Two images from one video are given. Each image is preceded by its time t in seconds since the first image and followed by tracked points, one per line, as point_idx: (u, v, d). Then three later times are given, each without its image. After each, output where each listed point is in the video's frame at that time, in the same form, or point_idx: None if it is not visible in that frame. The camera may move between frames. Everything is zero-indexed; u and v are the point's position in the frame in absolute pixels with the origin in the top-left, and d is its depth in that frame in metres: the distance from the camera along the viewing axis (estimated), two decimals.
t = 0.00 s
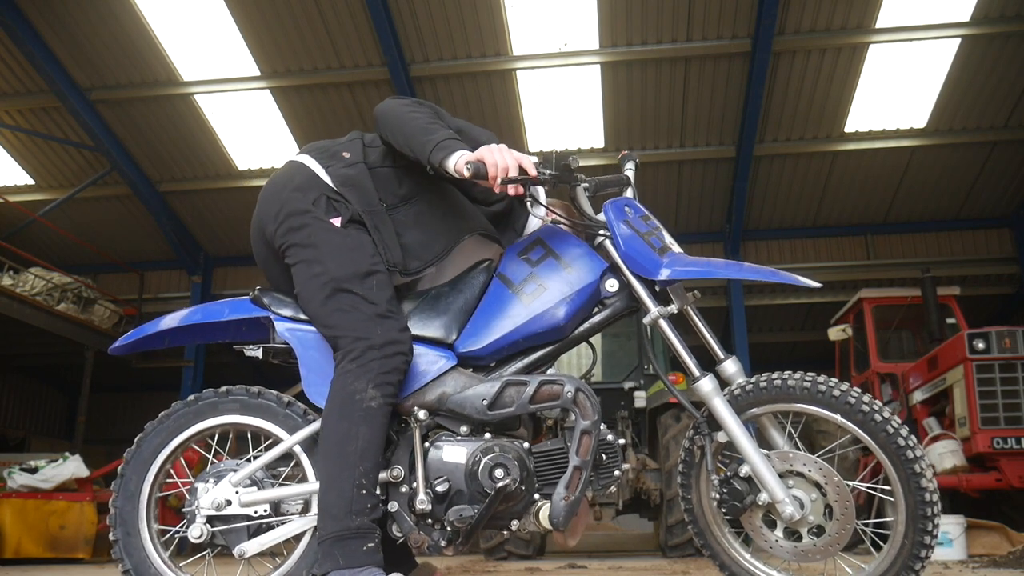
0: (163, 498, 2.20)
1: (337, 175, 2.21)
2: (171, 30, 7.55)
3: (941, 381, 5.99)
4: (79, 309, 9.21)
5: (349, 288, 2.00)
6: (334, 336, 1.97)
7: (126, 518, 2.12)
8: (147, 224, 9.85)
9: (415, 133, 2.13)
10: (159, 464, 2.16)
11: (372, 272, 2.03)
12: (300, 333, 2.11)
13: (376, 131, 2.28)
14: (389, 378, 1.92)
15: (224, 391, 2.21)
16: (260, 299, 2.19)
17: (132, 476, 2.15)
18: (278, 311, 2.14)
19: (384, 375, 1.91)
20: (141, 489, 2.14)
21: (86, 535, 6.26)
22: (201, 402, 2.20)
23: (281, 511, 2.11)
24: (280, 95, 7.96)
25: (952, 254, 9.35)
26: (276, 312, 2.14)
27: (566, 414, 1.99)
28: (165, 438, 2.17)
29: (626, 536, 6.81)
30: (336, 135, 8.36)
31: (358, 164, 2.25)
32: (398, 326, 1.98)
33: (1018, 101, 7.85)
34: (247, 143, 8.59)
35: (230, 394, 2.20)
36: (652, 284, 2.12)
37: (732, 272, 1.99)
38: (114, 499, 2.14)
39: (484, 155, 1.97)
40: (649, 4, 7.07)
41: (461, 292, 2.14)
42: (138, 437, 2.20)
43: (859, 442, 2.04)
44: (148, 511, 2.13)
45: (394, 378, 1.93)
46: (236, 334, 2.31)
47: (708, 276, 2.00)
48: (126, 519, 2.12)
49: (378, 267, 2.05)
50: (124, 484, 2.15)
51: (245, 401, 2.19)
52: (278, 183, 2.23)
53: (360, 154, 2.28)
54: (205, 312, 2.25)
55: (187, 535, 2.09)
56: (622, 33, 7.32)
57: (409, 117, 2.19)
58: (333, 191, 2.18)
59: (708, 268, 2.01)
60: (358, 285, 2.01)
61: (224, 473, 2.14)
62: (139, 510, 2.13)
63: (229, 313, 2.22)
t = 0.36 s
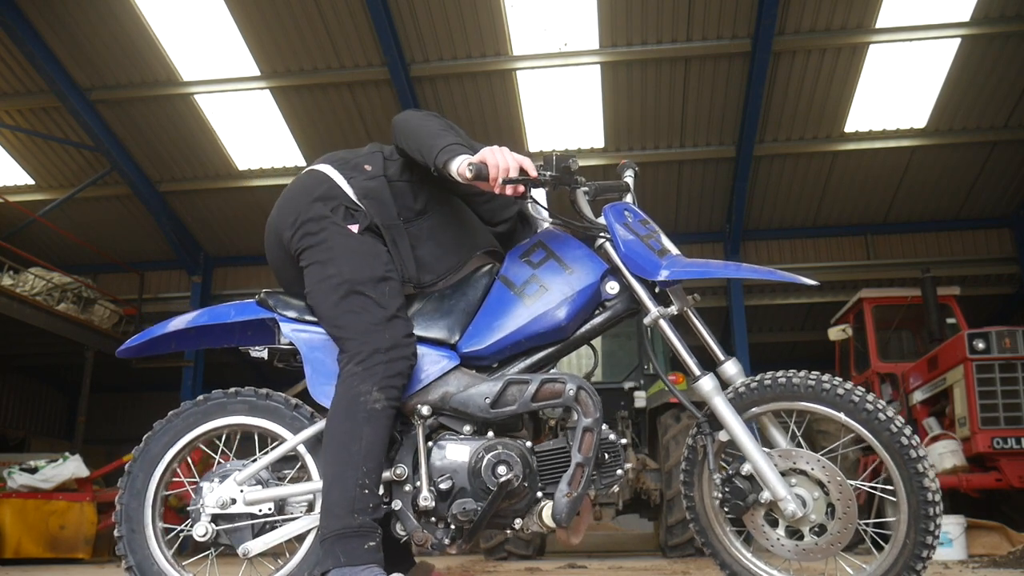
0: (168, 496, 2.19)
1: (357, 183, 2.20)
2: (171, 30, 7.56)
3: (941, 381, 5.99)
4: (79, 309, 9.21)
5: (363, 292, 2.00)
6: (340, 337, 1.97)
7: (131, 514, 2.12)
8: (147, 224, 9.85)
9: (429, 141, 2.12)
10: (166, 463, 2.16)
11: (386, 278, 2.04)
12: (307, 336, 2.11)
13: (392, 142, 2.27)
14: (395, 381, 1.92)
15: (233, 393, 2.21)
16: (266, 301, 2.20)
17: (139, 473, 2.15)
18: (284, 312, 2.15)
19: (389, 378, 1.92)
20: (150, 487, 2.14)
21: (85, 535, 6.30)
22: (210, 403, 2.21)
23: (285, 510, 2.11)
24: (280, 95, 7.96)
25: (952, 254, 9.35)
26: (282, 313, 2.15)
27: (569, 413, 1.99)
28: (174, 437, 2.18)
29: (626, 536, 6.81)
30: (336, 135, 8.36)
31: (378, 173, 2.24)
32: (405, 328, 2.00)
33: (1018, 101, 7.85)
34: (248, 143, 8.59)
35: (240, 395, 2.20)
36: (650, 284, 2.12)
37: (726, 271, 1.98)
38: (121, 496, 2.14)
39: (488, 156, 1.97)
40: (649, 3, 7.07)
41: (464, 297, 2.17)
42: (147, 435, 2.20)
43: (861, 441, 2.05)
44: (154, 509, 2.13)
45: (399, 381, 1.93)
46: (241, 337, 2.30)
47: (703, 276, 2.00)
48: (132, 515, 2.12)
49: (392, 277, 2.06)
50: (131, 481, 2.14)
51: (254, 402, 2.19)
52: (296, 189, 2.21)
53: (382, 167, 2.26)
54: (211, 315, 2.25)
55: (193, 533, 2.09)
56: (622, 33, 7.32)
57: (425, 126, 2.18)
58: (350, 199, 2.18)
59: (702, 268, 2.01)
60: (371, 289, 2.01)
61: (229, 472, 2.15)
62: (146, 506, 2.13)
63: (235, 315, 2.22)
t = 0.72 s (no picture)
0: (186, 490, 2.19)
1: (343, 192, 2.19)
2: (171, 30, 7.56)
3: (942, 381, 5.99)
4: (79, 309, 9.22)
5: (369, 302, 2.00)
6: (357, 347, 1.97)
7: (149, 502, 2.12)
8: (148, 224, 9.84)
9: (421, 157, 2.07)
10: (189, 456, 2.16)
11: (390, 285, 2.04)
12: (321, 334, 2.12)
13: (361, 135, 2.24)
14: (413, 384, 1.93)
15: (261, 394, 2.22)
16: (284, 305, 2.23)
17: (162, 462, 2.16)
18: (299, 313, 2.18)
19: (409, 384, 1.93)
20: (170, 479, 2.14)
21: (85, 535, 6.35)
22: (237, 402, 2.21)
23: (300, 509, 2.11)
24: (280, 95, 7.96)
25: (952, 254, 9.34)
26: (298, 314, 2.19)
27: (580, 412, 2.01)
28: (196, 432, 2.18)
29: (626, 536, 6.81)
30: (336, 135, 8.35)
31: (361, 176, 2.22)
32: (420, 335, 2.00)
33: (1018, 101, 7.86)
34: (248, 143, 8.59)
35: (267, 396, 2.21)
36: (658, 286, 2.13)
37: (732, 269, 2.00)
38: (141, 483, 2.14)
39: (498, 159, 2.00)
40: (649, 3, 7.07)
41: (477, 300, 2.17)
42: (171, 427, 2.21)
43: (880, 443, 2.05)
44: (172, 500, 2.13)
45: (418, 386, 1.94)
46: (258, 340, 2.34)
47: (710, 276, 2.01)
48: (148, 503, 2.12)
49: (395, 278, 2.06)
50: (153, 470, 2.15)
51: (280, 405, 2.20)
52: (283, 208, 2.19)
53: (359, 165, 2.25)
54: (230, 317, 2.27)
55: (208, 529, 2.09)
56: (622, 33, 7.32)
57: (404, 135, 2.11)
58: (340, 208, 2.16)
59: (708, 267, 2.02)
60: (378, 299, 2.01)
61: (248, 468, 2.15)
62: (164, 497, 2.13)
63: (254, 317, 2.25)
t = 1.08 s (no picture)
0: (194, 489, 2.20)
1: (306, 214, 2.16)
2: (171, 30, 7.57)
3: (942, 381, 5.99)
4: (79, 309, 9.22)
5: (342, 311, 2.02)
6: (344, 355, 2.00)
7: (156, 500, 2.12)
8: (148, 224, 9.84)
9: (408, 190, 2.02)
10: (197, 456, 2.16)
11: (360, 287, 2.03)
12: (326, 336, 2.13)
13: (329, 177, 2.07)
14: (394, 383, 1.93)
15: (271, 397, 2.22)
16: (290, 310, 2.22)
17: (171, 461, 2.16)
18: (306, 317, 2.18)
19: (389, 381, 1.93)
20: (180, 478, 2.15)
21: (85, 535, 6.36)
22: (248, 404, 2.21)
23: (305, 507, 2.12)
24: (280, 95, 7.96)
25: (952, 254, 9.33)
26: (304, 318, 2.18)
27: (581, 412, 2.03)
28: (210, 432, 2.18)
29: (627, 536, 6.81)
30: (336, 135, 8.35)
31: (319, 191, 2.18)
32: (399, 332, 1.99)
33: (1018, 101, 7.85)
34: (248, 143, 8.59)
35: (277, 399, 2.21)
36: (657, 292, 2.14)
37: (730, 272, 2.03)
38: (149, 482, 2.14)
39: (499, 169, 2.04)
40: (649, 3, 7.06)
41: (479, 305, 2.17)
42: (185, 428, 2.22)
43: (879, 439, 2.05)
44: (179, 498, 2.14)
45: (399, 385, 1.94)
46: (265, 344, 2.35)
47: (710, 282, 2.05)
48: (156, 500, 2.12)
49: (366, 279, 2.05)
50: (162, 468, 2.15)
51: (290, 408, 2.20)
52: (272, 242, 2.23)
53: (314, 183, 2.20)
54: (238, 322, 2.28)
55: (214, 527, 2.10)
56: (622, 33, 7.33)
57: (385, 182, 2.01)
58: (308, 227, 2.15)
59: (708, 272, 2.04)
60: (352, 304, 2.02)
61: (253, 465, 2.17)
62: (171, 495, 2.13)
63: (261, 322, 2.25)
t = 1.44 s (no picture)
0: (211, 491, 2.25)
1: (307, 222, 2.22)
2: (171, 30, 7.57)
3: (942, 381, 5.99)
4: (79, 309, 9.23)
5: (346, 313, 2.11)
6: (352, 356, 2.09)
7: (173, 497, 2.18)
8: (148, 224, 9.84)
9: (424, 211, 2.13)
10: (218, 460, 2.22)
11: (358, 287, 2.11)
12: (344, 351, 2.22)
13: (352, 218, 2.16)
14: (387, 386, 2.03)
15: (293, 409, 2.28)
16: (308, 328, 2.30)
17: (191, 462, 2.22)
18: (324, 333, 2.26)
19: (379, 391, 2.02)
20: (200, 477, 2.21)
21: (85, 535, 6.36)
22: (269, 414, 2.27)
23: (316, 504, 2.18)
24: (279, 95, 7.96)
25: (952, 254, 9.33)
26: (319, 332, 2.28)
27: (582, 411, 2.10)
28: (232, 437, 2.24)
29: (627, 536, 6.81)
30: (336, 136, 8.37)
31: (317, 198, 2.23)
32: (400, 335, 2.08)
33: (1018, 101, 7.85)
34: (248, 143, 8.60)
35: (298, 411, 2.27)
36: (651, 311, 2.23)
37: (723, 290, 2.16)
38: (168, 480, 2.20)
39: (499, 199, 2.20)
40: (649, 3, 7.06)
41: (486, 322, 2.26)
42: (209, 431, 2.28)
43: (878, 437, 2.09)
44: (196, 497, 2.20)
45: (389, 396, 2.03)
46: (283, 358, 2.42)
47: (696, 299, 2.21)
48: (173, 497, 2.18)
49: (362, 280, 2.12)
50: (182, 469, 2.21)
51: (310, 420, 2.26)
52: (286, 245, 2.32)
53: (311, 193, 2.25)
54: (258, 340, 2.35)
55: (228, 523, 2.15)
56: (622, 33, 7.33)
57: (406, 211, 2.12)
58: (311, 235, 2.21)
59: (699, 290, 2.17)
60: (353, 305, 2.10)
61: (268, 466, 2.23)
62: (188, 494, 2.19)
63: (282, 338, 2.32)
